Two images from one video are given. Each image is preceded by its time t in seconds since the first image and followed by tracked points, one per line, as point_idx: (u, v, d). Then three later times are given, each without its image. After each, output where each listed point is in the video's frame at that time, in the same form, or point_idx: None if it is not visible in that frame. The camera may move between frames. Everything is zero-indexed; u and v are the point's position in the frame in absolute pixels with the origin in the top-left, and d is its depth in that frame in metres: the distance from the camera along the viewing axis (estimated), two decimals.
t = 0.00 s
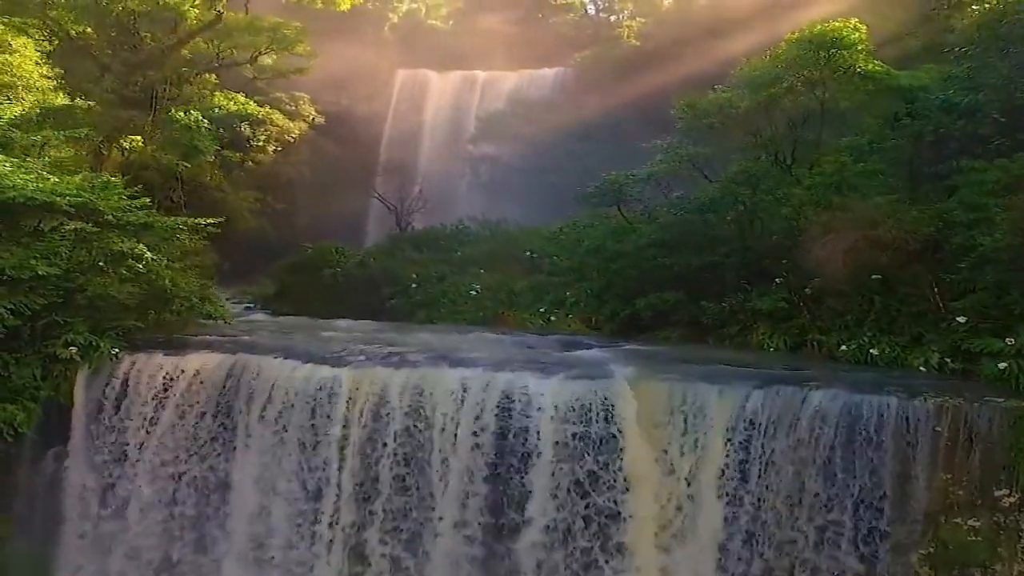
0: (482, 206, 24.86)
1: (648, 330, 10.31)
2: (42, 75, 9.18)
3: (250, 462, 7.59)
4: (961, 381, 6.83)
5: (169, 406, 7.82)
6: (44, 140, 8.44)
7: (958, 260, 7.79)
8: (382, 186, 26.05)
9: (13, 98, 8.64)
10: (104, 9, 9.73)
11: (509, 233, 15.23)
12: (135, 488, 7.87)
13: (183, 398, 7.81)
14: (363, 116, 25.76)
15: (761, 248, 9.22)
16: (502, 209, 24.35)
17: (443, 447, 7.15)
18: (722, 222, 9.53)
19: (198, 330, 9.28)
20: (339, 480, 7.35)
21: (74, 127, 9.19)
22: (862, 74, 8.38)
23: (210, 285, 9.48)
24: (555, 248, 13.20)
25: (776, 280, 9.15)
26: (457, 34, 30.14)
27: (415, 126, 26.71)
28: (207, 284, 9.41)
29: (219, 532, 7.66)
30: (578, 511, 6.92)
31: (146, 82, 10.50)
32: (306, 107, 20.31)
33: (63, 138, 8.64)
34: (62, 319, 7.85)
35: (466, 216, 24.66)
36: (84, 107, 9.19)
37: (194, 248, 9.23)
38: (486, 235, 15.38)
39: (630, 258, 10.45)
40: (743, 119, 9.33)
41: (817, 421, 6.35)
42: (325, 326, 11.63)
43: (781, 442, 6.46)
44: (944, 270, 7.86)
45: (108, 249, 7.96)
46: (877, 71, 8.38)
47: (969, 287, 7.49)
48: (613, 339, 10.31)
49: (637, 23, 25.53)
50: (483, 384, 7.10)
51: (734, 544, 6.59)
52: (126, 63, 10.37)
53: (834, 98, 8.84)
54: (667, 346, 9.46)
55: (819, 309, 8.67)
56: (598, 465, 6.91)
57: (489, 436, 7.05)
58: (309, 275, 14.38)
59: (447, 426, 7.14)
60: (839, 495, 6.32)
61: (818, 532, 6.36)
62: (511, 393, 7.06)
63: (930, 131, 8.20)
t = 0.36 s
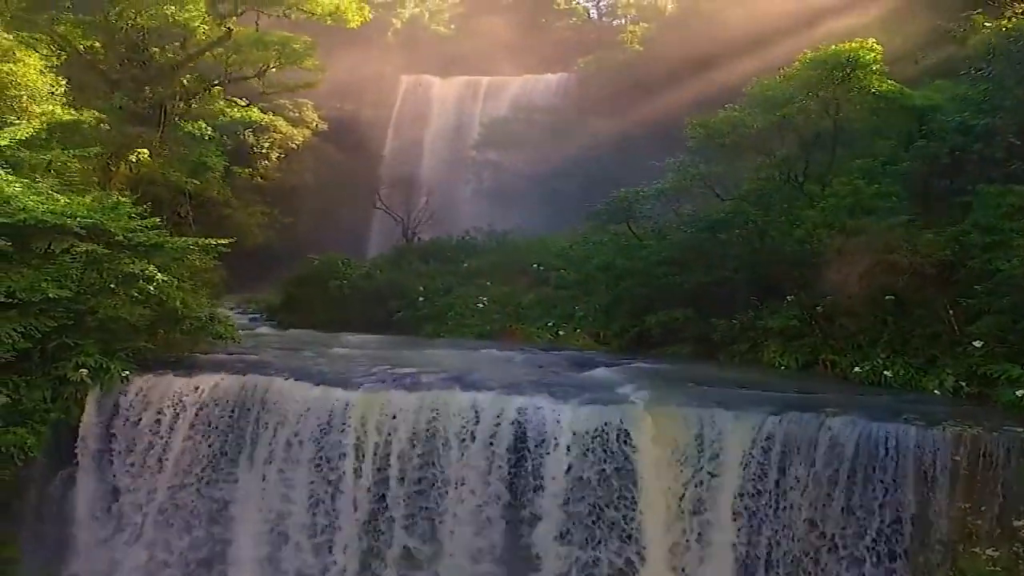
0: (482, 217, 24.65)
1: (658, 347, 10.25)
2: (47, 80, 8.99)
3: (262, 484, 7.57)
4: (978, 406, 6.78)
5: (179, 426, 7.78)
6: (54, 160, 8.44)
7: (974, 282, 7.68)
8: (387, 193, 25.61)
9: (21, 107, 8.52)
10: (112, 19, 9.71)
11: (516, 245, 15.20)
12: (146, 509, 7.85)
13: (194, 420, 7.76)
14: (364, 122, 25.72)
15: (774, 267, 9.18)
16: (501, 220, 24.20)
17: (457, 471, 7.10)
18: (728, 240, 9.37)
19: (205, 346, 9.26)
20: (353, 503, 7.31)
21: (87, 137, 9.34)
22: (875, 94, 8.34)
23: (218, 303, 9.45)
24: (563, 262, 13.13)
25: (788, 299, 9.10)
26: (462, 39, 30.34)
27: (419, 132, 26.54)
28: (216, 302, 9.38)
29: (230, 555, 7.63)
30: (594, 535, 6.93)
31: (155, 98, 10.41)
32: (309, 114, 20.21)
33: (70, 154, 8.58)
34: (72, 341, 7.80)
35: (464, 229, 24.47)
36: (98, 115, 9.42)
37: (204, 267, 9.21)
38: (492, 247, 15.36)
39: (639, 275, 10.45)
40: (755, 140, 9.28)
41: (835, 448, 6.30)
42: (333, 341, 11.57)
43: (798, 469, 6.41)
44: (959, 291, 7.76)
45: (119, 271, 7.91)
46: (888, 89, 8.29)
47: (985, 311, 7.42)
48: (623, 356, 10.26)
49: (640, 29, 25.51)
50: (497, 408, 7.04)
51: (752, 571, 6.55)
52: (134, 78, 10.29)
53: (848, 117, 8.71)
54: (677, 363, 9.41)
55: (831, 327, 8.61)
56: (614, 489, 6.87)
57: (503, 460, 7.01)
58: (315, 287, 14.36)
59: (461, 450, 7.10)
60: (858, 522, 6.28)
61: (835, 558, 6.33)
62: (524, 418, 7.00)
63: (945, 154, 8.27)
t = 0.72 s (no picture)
0: (487, 227, 24.82)
1: (665, 361, 10.29)
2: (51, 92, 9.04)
3: (274, 503, 7.65)
4: (988, 429, 6.80)
5: (192, 444, 7.87)
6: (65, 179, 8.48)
7: (983, 303, 7.73)
8: (392, 206, 25.81)
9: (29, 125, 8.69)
10: (122, 34, 9.42)
11: (521, 256, 15.23)
12: (158, 526, 7.93)
13: (207, 440, 7.83)
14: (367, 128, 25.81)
15: (781, 284, 9.22)
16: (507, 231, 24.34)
17: (468, 492, 7.15)
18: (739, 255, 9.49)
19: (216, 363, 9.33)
20: (364, 524, 7.36)
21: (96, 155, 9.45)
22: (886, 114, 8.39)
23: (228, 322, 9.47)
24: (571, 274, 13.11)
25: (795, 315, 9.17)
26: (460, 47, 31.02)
27: (421, 144, 26.77)
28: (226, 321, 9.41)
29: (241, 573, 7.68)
30: (605, 557, 6.95)
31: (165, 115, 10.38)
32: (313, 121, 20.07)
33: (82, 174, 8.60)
34: (85, 362, 7.82)
35: (470, 241, 24.65)
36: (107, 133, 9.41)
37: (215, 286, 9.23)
38: (497, 258, 15.38)
39: (647, 290, 10.48)
40: (765, 160, 9.42)
41: (846, 472, 6.32)
42: (340, 355, 11.58)
43: (809, 493, 6.44)
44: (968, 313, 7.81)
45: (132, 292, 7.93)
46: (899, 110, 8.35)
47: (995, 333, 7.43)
48: (631, 371, 10.26)
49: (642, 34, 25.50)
50: (508, 431, 7.09)
51: None
52: (145, 95, 10.32)
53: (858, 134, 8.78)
54: (685, 380, 9.45)
55: (839, 345, 8.65)
56: (625, 511, 6.91)
57: (515, 482, 7.05)
58: (320, 298, 14.41)
59: (472, 472, 7.14)
60: (869, 546, 6.30)
61: None
62: (536, 439, 7.05)
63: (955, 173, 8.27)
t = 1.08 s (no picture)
0: (490, 237, 24.87)
1: (672, 378, 10.36)
2: (59, 110, 9.18)
3: (286, 524, 7.71)
4: (995, 454, 6.84)
5: (203, 465, 7.91)
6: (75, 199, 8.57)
7: (990, 326, 7.68)
8: (397, 220, 25.98)
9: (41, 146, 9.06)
10: (132, 54, 9.46)
11: (527, 268, 15.28)
12: (169, 547, 7.97)
13: (219, 459, 7.88)
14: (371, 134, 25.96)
15: (786, 303, 9.28)
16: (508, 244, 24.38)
17: (479, 515, 7.19)
18: (744, 276, 9.48)
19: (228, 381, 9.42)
20: (376, 545, 7.41)
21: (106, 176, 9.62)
22: (890, 136, 8.61)
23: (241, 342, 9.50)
24: (577, 288, 13.13)
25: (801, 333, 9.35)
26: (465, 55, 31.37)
27: (425, 150, 26.95)
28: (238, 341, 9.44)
29: None
30: None
31: (174, 133, 10.40)
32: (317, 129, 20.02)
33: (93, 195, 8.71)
34: (97, 383, 7.90)
35: (473, 252, 24.69)
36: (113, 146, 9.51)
37: (227, 307, 9.27)
38: (503, 270, 15.44)
39: (654, 306, 10.54)
40: (769, 180, 9.55)
41: (855, 497, 6.36)
42: (347, 369, 11.65)
43: (818, 518, 6.48)
44: (975, 336, 7.79)
45: (143, 314, 7.99)
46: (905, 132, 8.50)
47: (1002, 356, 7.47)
48: (637, 386, 10.33)
49: (646, 41, 25.54)
50: (519, 452, 7.15)
51: None
52: (153, 114, 10.32)
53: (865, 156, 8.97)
54: (692, 396, 9.54)
55: (845, 364, 8.75)
56: (636, 535, 6.92)
57: (525, 505, 7.09)
58: (327, 311, 14.50)
59: (482, 494, 7.18)
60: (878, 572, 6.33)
61: None
62: (546, 462, 7.12)
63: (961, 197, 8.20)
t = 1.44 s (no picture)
0: (492, 247, 24.72)
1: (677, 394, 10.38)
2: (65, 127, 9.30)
3: (296, 541, 7.82)
4: (1001, 478, 6.87)
5: (215, 483, 8.05)
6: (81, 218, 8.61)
7: (995, 346, 7.71)
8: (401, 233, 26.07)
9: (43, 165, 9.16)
10: (140, 72, 9.51)
11: (530, 280, 15.31)
12: (179, 565, 8.04)
13: (231, 477, 8.03)
14: (372, 139, 26.18)
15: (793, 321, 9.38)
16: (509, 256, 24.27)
17: (487, 535, 7.27)
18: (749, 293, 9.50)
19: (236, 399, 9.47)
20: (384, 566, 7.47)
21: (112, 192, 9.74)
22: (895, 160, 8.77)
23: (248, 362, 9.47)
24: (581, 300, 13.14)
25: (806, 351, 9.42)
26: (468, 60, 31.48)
27: (428, 157, 27.01)
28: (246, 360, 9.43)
29: None
30: None
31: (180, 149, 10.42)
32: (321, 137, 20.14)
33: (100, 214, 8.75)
34: (105, 404, 7.90)
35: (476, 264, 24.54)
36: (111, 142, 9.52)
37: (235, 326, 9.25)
38: (506, 281, 15.46)
39: (658, 322, 10.57)
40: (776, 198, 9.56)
41: (862, 523, 6.40)
42: (353, 383, 11.67)
43: (825, 542, 6.51)
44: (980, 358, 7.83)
45: (150, 334, 7.99)
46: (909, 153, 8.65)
47: (1007, 378, 7.50)
48: (642, 402, 10.35)
49: (647, 47, 25.67)
50: (526, 473, 7.21)
51: None
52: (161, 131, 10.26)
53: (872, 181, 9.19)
54: (697, 413, 9.58)
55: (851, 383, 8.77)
56: (643, 557, 6.97)
57: (534, 527, 7.15)
58: (331, 323, 14.53)
59: (491, 515, 7.24)
60: None
61: None
62: (553, 484, 7.16)
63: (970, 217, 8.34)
